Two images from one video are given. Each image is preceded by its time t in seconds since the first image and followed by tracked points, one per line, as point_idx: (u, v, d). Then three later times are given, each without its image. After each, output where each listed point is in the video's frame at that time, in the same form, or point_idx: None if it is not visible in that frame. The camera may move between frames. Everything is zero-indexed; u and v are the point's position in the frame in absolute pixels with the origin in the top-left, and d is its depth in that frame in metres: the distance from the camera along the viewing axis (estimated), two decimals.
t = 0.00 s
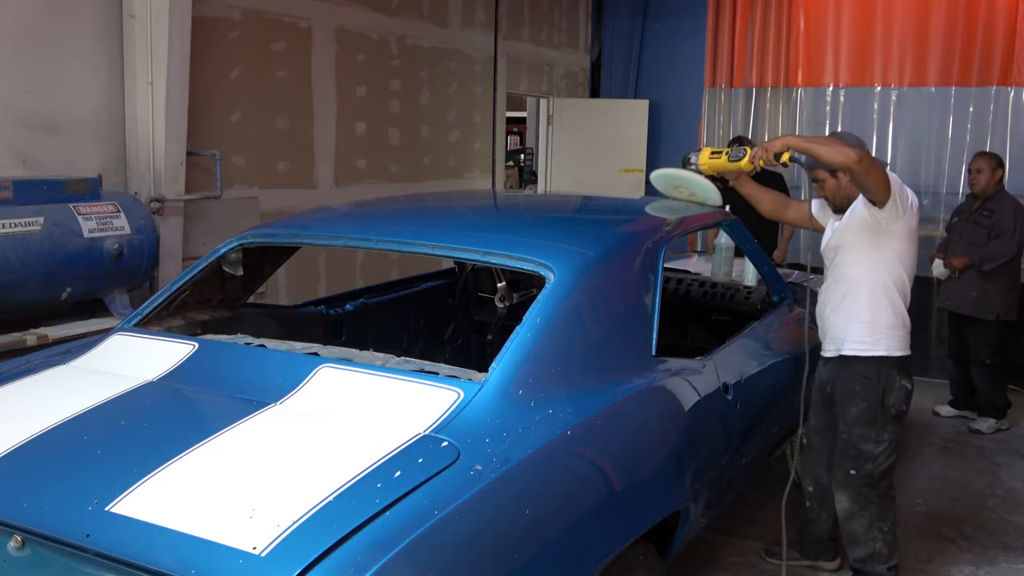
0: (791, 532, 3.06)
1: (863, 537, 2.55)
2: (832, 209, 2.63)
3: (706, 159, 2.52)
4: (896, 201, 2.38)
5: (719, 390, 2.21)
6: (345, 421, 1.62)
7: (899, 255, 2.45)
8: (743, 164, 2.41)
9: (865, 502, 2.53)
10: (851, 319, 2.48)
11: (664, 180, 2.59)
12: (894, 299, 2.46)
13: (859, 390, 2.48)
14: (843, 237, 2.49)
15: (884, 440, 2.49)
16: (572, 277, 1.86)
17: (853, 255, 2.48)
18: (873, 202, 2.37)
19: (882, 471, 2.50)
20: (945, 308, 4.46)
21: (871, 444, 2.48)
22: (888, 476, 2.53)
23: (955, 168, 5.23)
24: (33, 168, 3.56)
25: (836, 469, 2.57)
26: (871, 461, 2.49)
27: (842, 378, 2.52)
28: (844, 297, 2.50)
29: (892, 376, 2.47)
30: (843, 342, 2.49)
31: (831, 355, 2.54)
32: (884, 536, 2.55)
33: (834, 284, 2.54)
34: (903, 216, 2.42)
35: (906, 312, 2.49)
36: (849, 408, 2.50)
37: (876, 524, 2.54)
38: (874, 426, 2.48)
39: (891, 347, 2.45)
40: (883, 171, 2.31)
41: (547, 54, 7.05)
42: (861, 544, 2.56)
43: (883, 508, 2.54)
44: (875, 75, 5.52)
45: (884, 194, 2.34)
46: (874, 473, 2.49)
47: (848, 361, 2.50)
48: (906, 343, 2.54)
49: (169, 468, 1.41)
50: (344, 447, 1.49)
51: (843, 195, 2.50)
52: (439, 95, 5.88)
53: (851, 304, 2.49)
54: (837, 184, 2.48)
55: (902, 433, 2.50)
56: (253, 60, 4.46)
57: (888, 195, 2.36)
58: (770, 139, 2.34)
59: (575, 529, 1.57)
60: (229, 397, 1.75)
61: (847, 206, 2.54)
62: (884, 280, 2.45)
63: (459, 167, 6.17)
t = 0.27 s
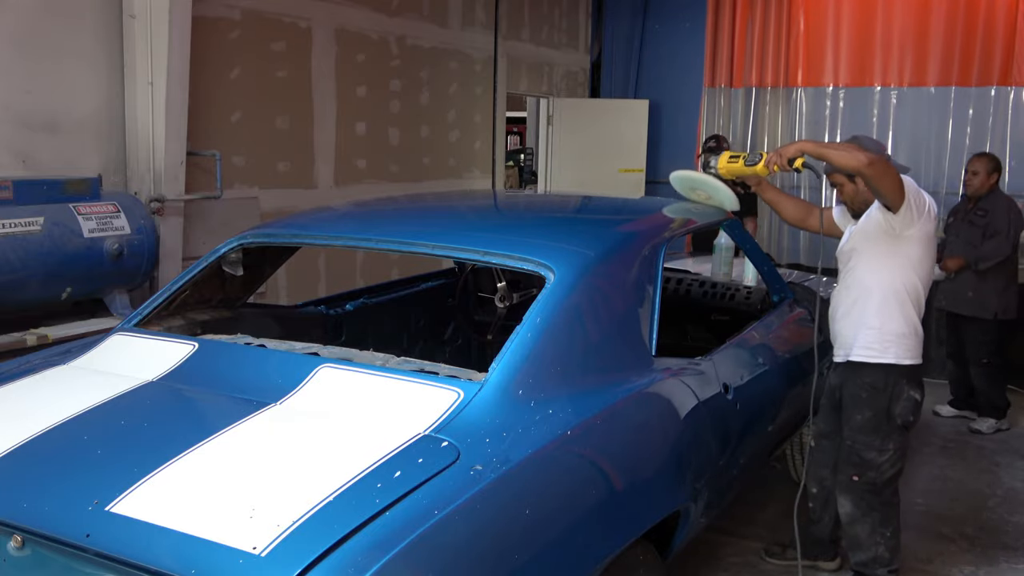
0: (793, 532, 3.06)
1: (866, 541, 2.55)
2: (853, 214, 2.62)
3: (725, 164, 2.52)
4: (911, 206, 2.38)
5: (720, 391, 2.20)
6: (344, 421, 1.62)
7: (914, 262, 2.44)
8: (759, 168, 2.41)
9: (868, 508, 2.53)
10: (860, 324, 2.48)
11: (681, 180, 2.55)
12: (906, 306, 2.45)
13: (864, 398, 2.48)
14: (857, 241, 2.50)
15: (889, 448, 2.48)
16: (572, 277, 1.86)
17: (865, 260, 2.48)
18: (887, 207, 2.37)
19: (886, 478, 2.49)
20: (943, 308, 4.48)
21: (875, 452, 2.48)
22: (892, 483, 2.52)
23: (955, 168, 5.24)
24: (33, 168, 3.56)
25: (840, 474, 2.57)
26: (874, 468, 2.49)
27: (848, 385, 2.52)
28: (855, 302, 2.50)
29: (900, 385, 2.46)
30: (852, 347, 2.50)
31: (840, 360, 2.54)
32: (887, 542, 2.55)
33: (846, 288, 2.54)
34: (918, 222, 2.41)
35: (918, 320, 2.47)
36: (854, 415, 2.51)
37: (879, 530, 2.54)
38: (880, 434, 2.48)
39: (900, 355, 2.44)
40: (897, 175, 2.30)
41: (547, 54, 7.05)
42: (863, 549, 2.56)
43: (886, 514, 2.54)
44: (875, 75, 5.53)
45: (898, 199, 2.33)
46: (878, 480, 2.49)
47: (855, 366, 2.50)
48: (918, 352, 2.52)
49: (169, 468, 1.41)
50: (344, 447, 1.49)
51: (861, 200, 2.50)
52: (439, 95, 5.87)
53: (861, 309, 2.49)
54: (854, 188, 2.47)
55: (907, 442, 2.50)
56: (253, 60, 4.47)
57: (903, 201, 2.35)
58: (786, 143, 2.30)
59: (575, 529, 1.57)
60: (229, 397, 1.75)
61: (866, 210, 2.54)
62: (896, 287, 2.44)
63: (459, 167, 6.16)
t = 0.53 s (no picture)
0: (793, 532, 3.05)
1: (866, 538, 2.55)
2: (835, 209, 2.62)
3: (700, 165, 2.53)
4: (884, 199, 2.37)
5: (720, 390, 2.20)
6: (345, 420, 1.62)
7: (891, 255, 2.44)
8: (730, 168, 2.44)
9: (866, 503, 2.53)
10: (843, 319, 2.49)
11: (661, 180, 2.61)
12: (887, 299, 2.45)
13: (855, 392, 2.48)
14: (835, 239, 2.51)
15: (883, 441, 2.49)
16: (572, 277, 1.86)
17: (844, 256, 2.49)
18: (860, 202, 2.37)
19: (882, 472, 2.49)
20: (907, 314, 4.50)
21: (869, 446, 2.48)
22: (888, 476, 2.52)
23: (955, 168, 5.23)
24: (33, 168, 3.56)
25: (837, 470, 2.57)
26: (870, 462, 2.49)
27: (839, 381, 2.52)
28: (837, 298, 2.52)
29: (889, 377, 2.47)
30: (838, 344, 2.50)
31: (828, 356, 2.55)
32: (887, 537, 2.54)
33: (828, 285, 2.55)
34: (893, 214, 2.40)
35: (902, 311, 2.47)
36: (846, 410, 2.51)
37: (878, 525, 2.54)
38: (872, 428, 2.49)
39: (883, 347, 2.45)
40: (862, 169, 2.29)
41: (547, 54, 7.06)
42: (864, 545, 2.56)
43: (885, 508, 2.54)
44: (874, 75, 5.53)
45: (868, 193, 2.33)
46: (873, 474, 2.49)
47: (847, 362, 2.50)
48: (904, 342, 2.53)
49: (169, 468, 1.41)
50: (344, 448, 1.49)
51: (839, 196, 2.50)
52: (439, 95, 5.87)
53: (845, 305, 2.50)
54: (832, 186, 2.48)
55: (900, 433, 2.51)
56: (253, 60, 4.47)
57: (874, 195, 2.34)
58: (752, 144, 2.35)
59: (575, 529, 1.58)
60: (229, 397, 1.75)
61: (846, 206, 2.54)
62: (877, 280, 2.44)
63: (459, 167, 6.16)
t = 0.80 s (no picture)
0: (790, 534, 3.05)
1: (871, 532, 2.55)
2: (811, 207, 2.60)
3: (684, 159, 2.50)
4: (879, 196, 2.39)
5: (719, 390, 2.20)
6: (344, 420, 1.62)
7: (886, 250, 2.45)
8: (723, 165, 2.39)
9: (873, 496, 2.53)
10: (844, 317, 2.47)
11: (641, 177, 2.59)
12: (886, 293, 2.47)
13: (862, 384, 2.47)
14: (829, 237, 2.48)
15: (888, 431, 2.50)
16: (572, 277, 1.86)
17: (840, 254, 2.47)
18: (859, 200, 2.37)
19: (887, 462, 2.51)
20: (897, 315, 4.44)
21: (877, 437, 2.48)
22: (891, 467, 2.54)
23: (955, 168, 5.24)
24: (33, 168, 3.56)
25: (843, 464, 2.56)
26: (877, 453, 2.49)
27: (844, 374, 2.50)
28: (835, 296, 2.49)
29: (893, 367, 2.48)
30: (838, 340, 2.49)
31: (824, 354, 2.53)
32: (890, 531, 2.55)
33: (823, 283, 2.52)
34: (887, 211, 2.42)
35: (896, 304, 2.50)
36: (853, 403, 2.49)
37: (883, 518, 2.54)
38: (879, 419, 2.49)
39: (887, 341, 2.45)
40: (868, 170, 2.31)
41: (547, 54, 7.06)
42: (870, 540, 2.56)
43: (890, 501, 2.55)
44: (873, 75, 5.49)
45: (869, 192, 2.34)
46: (880, 465, 2.50)
47: (848, 359, 2.49)
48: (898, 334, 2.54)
49: (169, 468, 1.41)
50: (344, 448, 1.49)
51: (824, 193, 2.49)
52: (439, 95, 5.87)
53: (843, 302, 2.48)
54: (818, 182, 2.48)
55: (900, 422, 2.54)
56: (253, 60, 4.46)
57: (874, 193, 2.36)
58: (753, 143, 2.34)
59: (575, 530, 1.57)
60: (229, 397, 1.75)
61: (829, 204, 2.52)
62: (875, 277, 2.45)
63: (459, 167, 6.17)
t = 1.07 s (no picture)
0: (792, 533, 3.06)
1: (870, 536, 2.55)
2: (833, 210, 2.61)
3: (709, 163, 2.51)
4: (901, 205, 2.40)
5: (719, 391, 2.20)
6: (344, 421, 1.62)
7: (904, 258, 2.46)
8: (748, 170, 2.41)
9: (874, 501, 2.53)
10: (855, 320, 2.48)
11: (665, 179, 2.55)
12: (899, 301, 2.47)
13: (865, 389, 2.47)
14: (848, 239, 2.48)
15: (891, 437, 2.49)
16: (572, 277, 1.86)
17: (857, 257, 2.47)
18: (879, 206, 2.38)
19: (890, 468, 2.50)
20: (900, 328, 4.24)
21: (879, 442, 2.48)
22: (894, 473, 2.53)
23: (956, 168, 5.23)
24: (33, 168, 3.56)
25: (844, 468, 2.56)
26: (879, 459, 2.49)
27: (848, 378, 2.50)
28: (847, 299, 2.50)
29: (899, 374, 2.47)
30: (848, 343, 2.49)
31: (832, 355, 2.54)
32: (890, 535, 2.55)
33: (837, 284, 2.53)
34: (908, 220, 2.43)
35: (910, 314, 2.49)
36: (856, 407, 2.49)
37: (883, 523, 2.54)
38: (882, 424, 2.48)
39: (896, 349, 2.45)
40: (888, 177, 2.33)
41: (547, 54, 7.06)
42: (869, 543, 2.56)
43: (890, 506, 2.54)
44: (873, 76, 5.51)
45: (890, 199, 2.35)
46: (882, 471, 2.50)
47: (851, 359, 2.49)
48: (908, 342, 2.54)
49: (169, 468, 1.41)
50: (344, 448, 1.49)
51: (846, 196, 2.48)
52: (439, 95, 5.87)
53: (857, 306, 2.48)
54: (839, 185, 2.47)
55: (905, 430, 2.52)
56: (253, 60, 4.46)
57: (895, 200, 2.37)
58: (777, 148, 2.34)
59: (575, 528, 1.57)
60: (229, 397, 1.75)
61: (851, 207, 2.53)
62: (891, 283, 2.45)
63: (459, 167, 6.17)
